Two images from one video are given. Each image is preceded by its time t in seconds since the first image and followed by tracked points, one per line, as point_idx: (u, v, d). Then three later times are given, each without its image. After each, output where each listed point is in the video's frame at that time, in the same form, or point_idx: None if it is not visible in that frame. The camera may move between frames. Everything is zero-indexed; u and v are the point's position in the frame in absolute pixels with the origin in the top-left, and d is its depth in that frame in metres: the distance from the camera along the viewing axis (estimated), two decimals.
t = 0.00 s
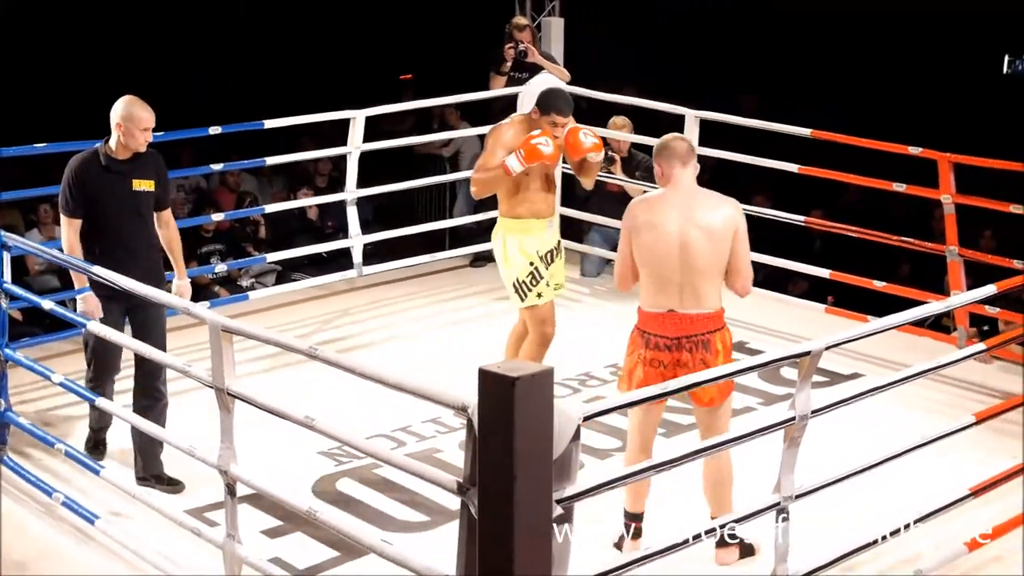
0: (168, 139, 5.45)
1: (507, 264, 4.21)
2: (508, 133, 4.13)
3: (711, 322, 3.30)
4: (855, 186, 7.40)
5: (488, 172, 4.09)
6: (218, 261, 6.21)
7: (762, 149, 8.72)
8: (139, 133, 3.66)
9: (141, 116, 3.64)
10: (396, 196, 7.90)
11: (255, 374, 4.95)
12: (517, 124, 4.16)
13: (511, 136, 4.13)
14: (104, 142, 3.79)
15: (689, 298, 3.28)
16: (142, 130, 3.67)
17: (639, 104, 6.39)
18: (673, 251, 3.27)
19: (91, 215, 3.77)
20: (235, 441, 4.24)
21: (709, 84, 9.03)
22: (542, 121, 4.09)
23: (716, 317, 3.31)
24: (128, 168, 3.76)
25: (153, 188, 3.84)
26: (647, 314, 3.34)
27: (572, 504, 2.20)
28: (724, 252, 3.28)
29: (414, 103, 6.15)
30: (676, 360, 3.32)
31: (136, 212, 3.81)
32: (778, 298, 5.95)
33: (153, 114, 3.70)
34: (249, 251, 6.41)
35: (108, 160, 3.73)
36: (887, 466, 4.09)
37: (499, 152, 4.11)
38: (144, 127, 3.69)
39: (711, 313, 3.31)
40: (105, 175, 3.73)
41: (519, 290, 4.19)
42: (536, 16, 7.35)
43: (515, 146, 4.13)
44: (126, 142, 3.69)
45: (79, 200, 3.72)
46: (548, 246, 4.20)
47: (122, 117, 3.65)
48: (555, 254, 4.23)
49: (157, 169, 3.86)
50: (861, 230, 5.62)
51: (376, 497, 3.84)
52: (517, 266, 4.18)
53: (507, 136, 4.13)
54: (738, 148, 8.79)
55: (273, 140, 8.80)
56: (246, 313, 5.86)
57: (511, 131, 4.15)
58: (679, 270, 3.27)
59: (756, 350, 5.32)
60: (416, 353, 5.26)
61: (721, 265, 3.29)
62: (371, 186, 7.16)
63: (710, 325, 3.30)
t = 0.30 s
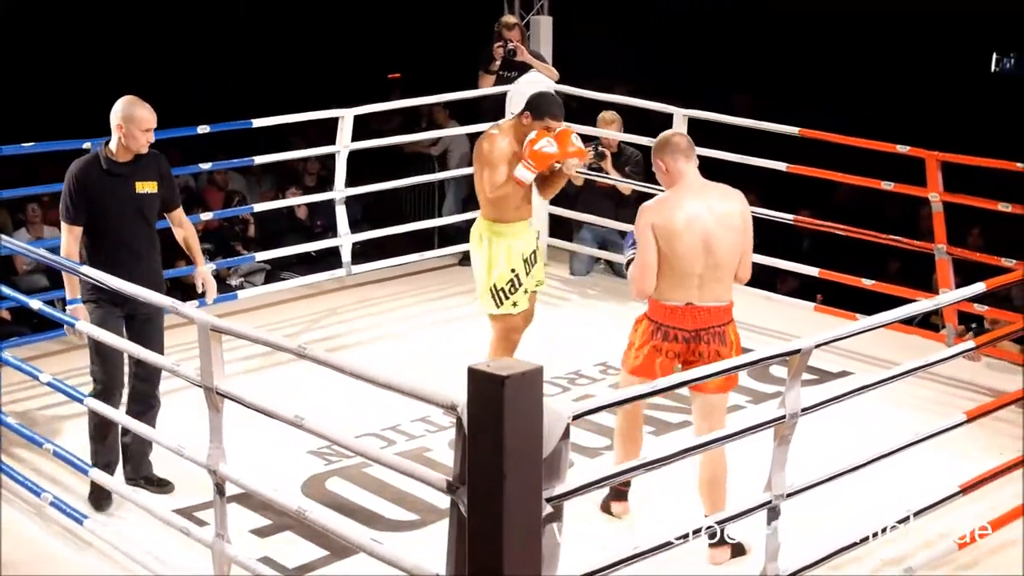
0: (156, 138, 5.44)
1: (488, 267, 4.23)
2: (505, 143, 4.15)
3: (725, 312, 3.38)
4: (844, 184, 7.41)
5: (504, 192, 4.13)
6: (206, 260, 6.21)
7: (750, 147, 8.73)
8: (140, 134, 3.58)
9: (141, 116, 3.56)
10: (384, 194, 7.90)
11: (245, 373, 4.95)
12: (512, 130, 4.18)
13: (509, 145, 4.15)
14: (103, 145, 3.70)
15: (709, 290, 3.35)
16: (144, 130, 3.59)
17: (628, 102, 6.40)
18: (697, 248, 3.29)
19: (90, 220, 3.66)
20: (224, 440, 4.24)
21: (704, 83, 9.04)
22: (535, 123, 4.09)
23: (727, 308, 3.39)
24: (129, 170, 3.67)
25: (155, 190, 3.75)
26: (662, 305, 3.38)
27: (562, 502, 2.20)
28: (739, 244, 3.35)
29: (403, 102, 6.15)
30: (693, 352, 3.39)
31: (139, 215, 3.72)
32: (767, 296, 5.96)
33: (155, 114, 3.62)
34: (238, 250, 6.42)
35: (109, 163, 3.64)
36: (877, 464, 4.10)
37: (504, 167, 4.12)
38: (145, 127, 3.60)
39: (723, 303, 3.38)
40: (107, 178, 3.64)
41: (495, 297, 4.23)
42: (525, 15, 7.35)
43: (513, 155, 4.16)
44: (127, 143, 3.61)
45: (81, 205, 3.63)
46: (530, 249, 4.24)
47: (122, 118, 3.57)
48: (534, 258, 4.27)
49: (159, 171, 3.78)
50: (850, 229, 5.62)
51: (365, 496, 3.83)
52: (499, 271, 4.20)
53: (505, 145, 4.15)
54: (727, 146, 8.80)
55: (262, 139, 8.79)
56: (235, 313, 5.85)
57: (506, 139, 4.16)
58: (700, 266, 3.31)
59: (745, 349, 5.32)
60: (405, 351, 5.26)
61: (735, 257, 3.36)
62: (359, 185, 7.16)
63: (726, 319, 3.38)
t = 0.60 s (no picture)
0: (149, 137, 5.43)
1: (469, 268, 4.25)
2: (483, 145, 4.11)
3: (698, 303, 3.46)
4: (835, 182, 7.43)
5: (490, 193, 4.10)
6: (199, 259, 6.22)
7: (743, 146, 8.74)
8: (140, 144, 3.57)
9: (142, 126, 3.54)
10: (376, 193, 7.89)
11: (238, 372, 4.95)
12: (488, 132, 4.16)
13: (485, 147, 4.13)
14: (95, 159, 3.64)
15: (677, 279, 3.43)
16: (143, 141, 3.57)
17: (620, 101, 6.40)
18: (662, 238, 3.41)
19: (93, 238, 3.62)
20: (217, 439, 4.24)
21: (699, 83, 9.05)
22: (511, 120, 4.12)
23: (703, 298, 3.46)
24: (126, 183, 3.64)
25: (151, 200, 3.73)
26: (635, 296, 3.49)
27: (554, 500, 2.20)
28: (710, 236, 3.44)
29: (396, 101, 6.15)
30: (666, 341, 3.47)
31: (138, 227, 3.70)
32: (759, 295, 5.97)
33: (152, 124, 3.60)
34: (231, 248, 6.42)
35: (108, 178, 3.60)
36: (869, 462, 4.10)
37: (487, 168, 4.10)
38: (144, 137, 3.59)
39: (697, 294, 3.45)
40: (107, 193, 3.60)
41: (477, 298, 4.25)
42: (517, 14, 7.35)
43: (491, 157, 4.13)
44: (125, 155, 3.58)
45: (79, 221, 3.56)
46: (508, 249, 4.27)
47: (122, 129, 3.54)
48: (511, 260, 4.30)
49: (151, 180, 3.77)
50: (843, 227, 5.63)
51: (359, 495, 3.83)
52: (480, 272, 4.23)
53: (482, 147, 4.11)
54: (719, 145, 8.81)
55: (254, 138, 8.79)
56: (228, 311, 5.85)
57: (482, 141, 4.14)
58: (667, 256, 3.41)
59: (737, 347, 5.33)
60: (398, 349, 5.26)
61: (706, 250, 3.44)
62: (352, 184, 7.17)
63: (701, 310, 3.46)
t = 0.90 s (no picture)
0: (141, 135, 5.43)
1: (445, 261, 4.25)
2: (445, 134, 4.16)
3: (702, 296, 3.49)
4: (829, 179, 7.43)
5: (439, 183, 4.15)
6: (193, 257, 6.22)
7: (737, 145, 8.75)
8: (140, 149, 3.45)
9: (142, 130, 3.44)
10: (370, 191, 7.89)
11: (231, 371, 4.95)
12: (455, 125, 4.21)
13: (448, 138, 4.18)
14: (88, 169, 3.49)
15: (681, 272, 3.46)
16: (143, 146, 3.46)
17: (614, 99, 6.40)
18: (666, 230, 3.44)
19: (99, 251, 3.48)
20: (211, 438, 4.24)
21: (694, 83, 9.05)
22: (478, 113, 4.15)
23: (706, 292, 3.50)
24: (124, 190, 3.49)
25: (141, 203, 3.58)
26: (641, 290, 3.51)
27: (549, 498, 2.20)
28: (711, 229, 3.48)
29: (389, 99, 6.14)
30: (672, 336, 3.49)
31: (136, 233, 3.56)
32: (754, 293, 5.97)
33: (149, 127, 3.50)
34: (224, 247, 6.42)
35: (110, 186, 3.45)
36: (863, 459, 4.10)
37: (444, 159, 4.14)
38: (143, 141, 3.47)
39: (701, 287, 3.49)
40: (110, 202, 3.45)
41: (458, 288, 4.26)
42: (511, 12, 7.35)
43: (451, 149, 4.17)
44: (124, 162, 3.45)
45: (85, 233, 3.40)
46: (481, 242, 4.30)
47: (123, 135, 3.43)
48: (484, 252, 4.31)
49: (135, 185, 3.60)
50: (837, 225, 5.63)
51: (353, 494, 3.83)
52: (458, 262, 4.24)
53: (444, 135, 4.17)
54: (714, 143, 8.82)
55: (248, 136, 8.79)
56: (222, 309, 5.84)
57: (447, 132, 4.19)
58: (670, 248, 3.44)
59: (731, 344, 5.33)
60: (392, 348, 5.26)
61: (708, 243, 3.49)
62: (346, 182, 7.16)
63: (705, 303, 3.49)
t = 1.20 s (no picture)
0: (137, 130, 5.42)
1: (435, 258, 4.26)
2: (437, 128, 4.15)
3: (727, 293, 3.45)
4: (826, 175, 7.44)
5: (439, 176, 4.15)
6: (189, 253, 6.21)
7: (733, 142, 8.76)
8: (158, 154, 3.41)
9: (160, 135, 3.40)
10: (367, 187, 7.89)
11: (227, 367, 4.94)
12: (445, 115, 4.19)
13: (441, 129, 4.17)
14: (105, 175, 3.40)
15: (712, 273, 3.40)
16: (160, 150, 3.42)
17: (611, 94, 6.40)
18: (698, 230, 3.35)
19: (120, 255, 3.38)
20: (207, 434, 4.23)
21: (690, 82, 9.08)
22: (465, 104, 4.13)
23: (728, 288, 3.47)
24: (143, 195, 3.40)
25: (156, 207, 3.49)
26: (668, 289, 3.43)
27: (545, 494, 2.20)
28: (739, 224, 3.41)
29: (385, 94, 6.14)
30: (697, 333, 3.45)
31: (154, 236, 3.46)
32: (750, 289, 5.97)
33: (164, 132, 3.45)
34: (220, 243, 6.41)
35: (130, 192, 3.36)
36: (859, 455, 4.10)
37: (439, 151, 4.15)
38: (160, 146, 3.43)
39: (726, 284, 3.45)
40: (131, 207, 3.36)
41: (448, 286, 4.26)
42: (507, 7, 7.35)
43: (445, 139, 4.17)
44: (143, 167, 3.40)
45: (109, 237, 3.32)
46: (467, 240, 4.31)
47: (142, 139, 3.38)
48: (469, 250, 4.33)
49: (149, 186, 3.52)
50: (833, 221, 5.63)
51: (350, 489, 3.83)
52: (449, 258, 4.25)
53: (437, 129, 4.15)
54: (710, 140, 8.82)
55: (245, 133, 8.79)
56: (218, 305, 5.84)
57: (438, 124, 4.17)
58: (702, 248, 3.37)
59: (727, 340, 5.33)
60: (388, 344, 5.26)
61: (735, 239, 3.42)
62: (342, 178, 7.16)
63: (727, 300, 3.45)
